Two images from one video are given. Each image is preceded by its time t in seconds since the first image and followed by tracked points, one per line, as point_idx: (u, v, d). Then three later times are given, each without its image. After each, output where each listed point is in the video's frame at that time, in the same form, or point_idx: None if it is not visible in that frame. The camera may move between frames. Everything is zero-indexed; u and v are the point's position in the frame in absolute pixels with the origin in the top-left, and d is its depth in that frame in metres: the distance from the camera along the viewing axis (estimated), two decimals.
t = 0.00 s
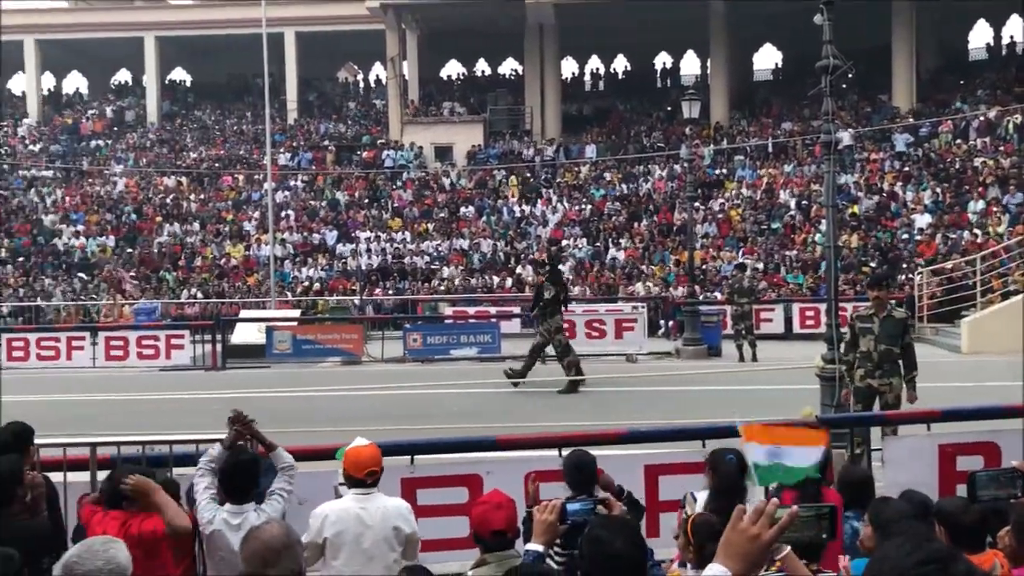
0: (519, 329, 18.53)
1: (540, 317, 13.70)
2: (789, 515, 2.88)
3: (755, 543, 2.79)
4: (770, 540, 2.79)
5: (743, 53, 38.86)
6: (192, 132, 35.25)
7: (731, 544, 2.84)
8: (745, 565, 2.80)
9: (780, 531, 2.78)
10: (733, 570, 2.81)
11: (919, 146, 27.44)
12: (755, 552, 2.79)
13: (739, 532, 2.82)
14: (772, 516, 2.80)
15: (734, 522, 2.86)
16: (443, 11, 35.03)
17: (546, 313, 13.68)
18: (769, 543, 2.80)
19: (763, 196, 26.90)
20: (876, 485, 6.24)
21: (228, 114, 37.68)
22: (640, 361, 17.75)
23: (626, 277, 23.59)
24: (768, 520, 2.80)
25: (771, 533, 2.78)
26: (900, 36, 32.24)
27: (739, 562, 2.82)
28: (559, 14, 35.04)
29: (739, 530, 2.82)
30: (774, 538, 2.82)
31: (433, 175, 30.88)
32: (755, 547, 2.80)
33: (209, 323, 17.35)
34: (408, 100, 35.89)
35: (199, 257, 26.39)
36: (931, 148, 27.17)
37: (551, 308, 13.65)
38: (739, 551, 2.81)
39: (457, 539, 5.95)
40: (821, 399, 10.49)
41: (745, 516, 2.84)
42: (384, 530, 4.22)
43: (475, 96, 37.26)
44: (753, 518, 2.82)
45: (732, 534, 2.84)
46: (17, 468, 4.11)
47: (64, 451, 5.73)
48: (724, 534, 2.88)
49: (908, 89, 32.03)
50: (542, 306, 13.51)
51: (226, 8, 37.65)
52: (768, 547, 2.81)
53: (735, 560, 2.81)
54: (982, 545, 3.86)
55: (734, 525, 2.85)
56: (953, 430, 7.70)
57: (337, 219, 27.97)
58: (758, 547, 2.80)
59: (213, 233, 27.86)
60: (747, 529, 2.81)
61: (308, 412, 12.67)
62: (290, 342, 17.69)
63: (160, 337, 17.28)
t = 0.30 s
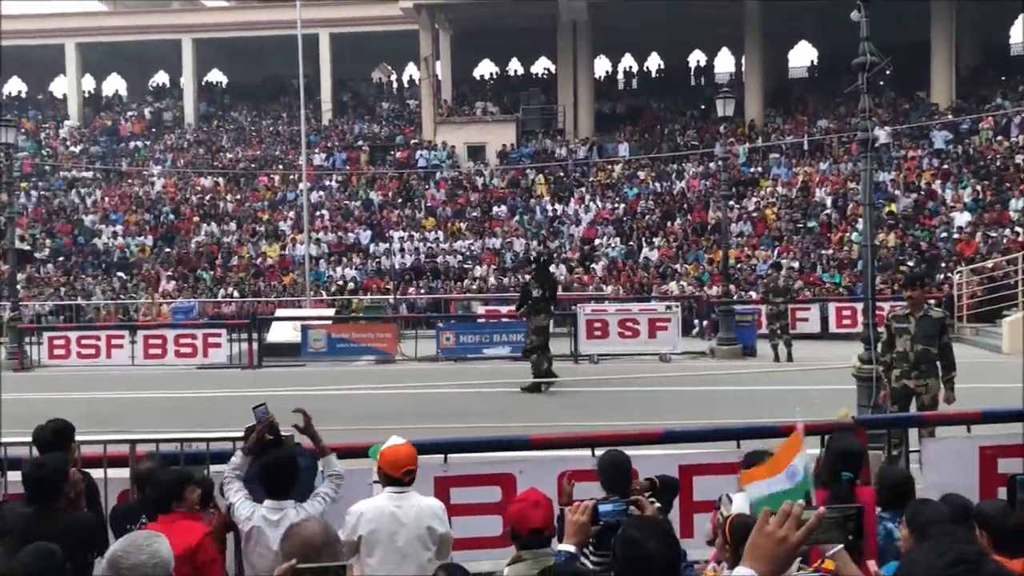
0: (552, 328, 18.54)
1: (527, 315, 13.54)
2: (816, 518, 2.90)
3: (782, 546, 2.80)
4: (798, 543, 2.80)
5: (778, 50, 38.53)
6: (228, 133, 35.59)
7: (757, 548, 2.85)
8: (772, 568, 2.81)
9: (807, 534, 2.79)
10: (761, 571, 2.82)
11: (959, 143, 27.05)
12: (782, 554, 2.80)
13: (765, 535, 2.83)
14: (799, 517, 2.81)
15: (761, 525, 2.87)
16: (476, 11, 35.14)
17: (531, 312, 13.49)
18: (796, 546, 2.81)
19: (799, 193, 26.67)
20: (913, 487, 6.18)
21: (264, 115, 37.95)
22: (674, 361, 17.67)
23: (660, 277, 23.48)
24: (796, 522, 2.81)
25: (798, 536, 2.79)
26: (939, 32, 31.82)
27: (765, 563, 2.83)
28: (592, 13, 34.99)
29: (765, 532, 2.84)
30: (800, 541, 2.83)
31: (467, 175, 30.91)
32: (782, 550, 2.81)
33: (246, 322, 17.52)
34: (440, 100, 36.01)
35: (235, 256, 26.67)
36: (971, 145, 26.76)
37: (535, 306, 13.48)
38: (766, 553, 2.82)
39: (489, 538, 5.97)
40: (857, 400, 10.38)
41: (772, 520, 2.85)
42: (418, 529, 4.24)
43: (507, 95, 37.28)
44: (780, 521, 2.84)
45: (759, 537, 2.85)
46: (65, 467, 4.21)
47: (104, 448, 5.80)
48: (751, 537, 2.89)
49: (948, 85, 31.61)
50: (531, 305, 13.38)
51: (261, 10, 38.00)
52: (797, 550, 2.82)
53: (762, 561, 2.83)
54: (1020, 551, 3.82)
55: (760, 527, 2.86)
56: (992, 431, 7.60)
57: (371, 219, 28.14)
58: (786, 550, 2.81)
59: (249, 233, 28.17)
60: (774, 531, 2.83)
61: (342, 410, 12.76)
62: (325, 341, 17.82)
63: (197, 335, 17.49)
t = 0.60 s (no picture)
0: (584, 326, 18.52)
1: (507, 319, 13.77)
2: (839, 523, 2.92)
3: (806, 551, 2.82)
4: (822, 547, 2.82)
5: (812, 46, 38.16)
6: (261, 132, 35.85)
7: (781, 553, 2.85)
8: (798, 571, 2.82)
9: (832, 538, 2.81)
10: None
11: (999, 139, 26.61)
12: (807, 559, 2.81)
13: (790, 540, 2.84)
14: (822, 522, 2.83)
15: (785, 530, 2.88)
16: (508, 8, 35.19)
17: (512, 316, 13.66)
18: (820, 550, 2.83)
19: (833, 190, 26.41)
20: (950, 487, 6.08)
21: (296, 113, 38.13)
22: (705, 360, 17.57)
23: (691, 275, 23.32)
24: (820, 527, 2.83)
25: (823, 541, 2.81)
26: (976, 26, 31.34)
27: (789, 567, 2.84)
28: (623, 10, 34.87)
29: (790, 538, 2.84)
30: (824, 546, 2.86)
31: (498, 173, 30.88)
32: (806, 555, 2.83)
33: (278, 320, 17.65)
34: (471, 98, 36.07)
35: (268, 254, 26.88)
36: (1011, 141, 26.31)
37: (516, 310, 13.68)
38: (790, 558, 2.83)
39: (520, 536, 5.96)
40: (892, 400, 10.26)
41: (796, 525, 2.86)
42: (451, 526, 4.25)
43: (539, 92, 37.26)
44: (803, 526, 2.85)
45: (782, 542, 2.85)
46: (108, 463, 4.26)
47: (139, 443, 5.86)
48: (774, 543, 2.90)
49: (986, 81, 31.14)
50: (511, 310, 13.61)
51: (293, 10, 38.28)
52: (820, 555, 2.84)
53: (786, 567, 2.83)
54: None
55: (784, 533, 2.87)
56: None
57: (402, 217, 28.25)
58: (810, 555, 2.82)
59: (282, 231, 28.40)
60: (799, 537, 2.84)
61: (374, 407, 12.82)
62: (356, 338, 17.89)
63: (231, 333, 17.67)
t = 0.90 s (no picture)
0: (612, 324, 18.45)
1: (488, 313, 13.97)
2: (859, 523, 2.98)
3: (828, 551, 2.88)
4: (844, 548, 2.88)
5: (841, 42, 37.83)
6: (290, 130, 36.07)
7: (801, 553, 2.91)
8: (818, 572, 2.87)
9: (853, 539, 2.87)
10: None
11: None
12: (829, 559, 2.87)
13: (811, 541, 2.90)
14: (843, 523, 2.90)
15: (806, 530, 2.93)
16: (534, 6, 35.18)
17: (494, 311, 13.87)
18: (842, 550, 2.88)
19: (863, 189, 26.16)
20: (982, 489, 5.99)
21: (325, 112, 38.35)
22: (733, 359, 17.48)
23: (719, 273, 23.20)
24: (841, 527, 2.89)
25: (844, 541, 2.87)
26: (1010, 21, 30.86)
27: (809, 568, 2.90)
28: (651, 8, 34.73)
29: (810, 538, 2.90)
30: (846, 547, 2.91)
31: (524, 170, 30.86)
32: (827, 555, 2.88)
33: (306, 317, 17.73)
34: (498, 97, 36.10)
35: (296, 253, 27.07)
36: None
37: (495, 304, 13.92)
38: (809, 557, 2.89)
39: (546, 535, 5.95)
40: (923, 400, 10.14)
41: (818, 525, 2.92)
42: (476, 523, 4.25)
43: (566, 90, 37.21)
44: (824, 526, 2.91)
45: (802, 542, 2.91)
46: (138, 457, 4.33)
47: (169, 439, 5.93)
48: (794, 543, 2.96)
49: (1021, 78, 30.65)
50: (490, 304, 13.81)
51: (321, 9, 38.43)
52: (840, 555, 2.89)
53: (806, 566, 2.89)
54: None
55: (805, 533, 2.92)
56: None
57: (429, 215, 28.34)
58: (831, 555, 2.88)
59: (310, 229, 28.56)
60: (820, 537, 2.90)
61: (400, 404, 12.87)
62: (383, 336, 17.95)
63: (260, 329, 17.80)
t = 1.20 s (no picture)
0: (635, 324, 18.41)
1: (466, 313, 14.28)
2: (879, 529, 2.97)
3: (847, 556, 2.87)
4: (863, 553, 2.88)
5: (868, 41, 37.55)
6: (314, 130, 36.26)
7: (820, 557, 2.91)
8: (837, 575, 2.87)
9: (872, 544, 2.88)
10: None
11: None
12: (848, 564, 2.87)
13: (829, 546, 2.90)
14: (862, 528, 2.90)
15: (825, 534, 2.93)
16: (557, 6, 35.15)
17: (470, 311, 14.19)
18: (860, 556, 2.88)
19: (889, 189, 25.91)
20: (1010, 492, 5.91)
21: (349, 111, 38.52)
22: (757, 360, 17.36)
23: (743, 273, 23.06)
24: (860, 532, 2.90)
25: (863, 546, 2.88)
26: None
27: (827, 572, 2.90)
28: (675, 7, 34.57)
29: (829, 543, 2.90)
30: (864, 552, 2.91)
31: (546, 169, 30.84)
32: (845, 559, 2.88)
33: (329, 315, 17.76)
34: (521, 96, 36.08)
35: (320, 252, 27.19)
36: None
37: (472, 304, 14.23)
38: (829, 563, 2.88)
39: (567, 534, 5.94)
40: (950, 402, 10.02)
41: (835, 530, 2.92)
42: (498, 521, 4.25)
43: (589, 89, 37.12)
44: (843, 531, 2.91)
45: (821, 546, 2.91)
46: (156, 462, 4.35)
47: (194, 436, 5.97)
48: (812, 547, 2.95)
49: None
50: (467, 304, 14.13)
51: (346, 9, 38.57)
52: (859, 559, 2.89)
53: (824, 570, 2.89)
54: None
55: (823, 538, 2.92)
56: None
57: (452, 214, 28.39)
58: (850, 561, 2.88)
59: (334, 228, 28.65)
60: (839, 542, 2.89)
61: (422, 403, 12.89)
62: (406, 334, 18.04)
63: (284, 328, 17.91)
